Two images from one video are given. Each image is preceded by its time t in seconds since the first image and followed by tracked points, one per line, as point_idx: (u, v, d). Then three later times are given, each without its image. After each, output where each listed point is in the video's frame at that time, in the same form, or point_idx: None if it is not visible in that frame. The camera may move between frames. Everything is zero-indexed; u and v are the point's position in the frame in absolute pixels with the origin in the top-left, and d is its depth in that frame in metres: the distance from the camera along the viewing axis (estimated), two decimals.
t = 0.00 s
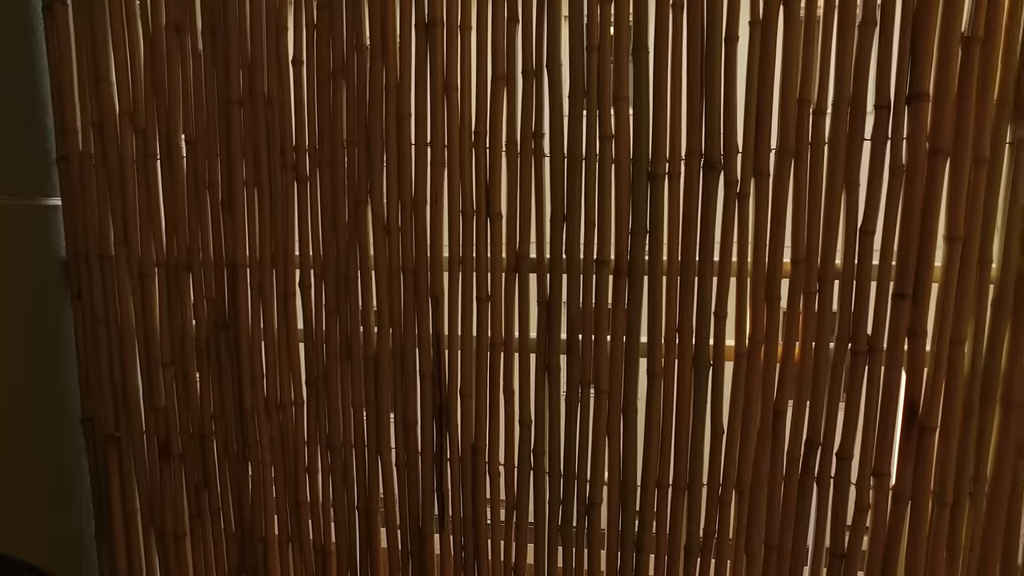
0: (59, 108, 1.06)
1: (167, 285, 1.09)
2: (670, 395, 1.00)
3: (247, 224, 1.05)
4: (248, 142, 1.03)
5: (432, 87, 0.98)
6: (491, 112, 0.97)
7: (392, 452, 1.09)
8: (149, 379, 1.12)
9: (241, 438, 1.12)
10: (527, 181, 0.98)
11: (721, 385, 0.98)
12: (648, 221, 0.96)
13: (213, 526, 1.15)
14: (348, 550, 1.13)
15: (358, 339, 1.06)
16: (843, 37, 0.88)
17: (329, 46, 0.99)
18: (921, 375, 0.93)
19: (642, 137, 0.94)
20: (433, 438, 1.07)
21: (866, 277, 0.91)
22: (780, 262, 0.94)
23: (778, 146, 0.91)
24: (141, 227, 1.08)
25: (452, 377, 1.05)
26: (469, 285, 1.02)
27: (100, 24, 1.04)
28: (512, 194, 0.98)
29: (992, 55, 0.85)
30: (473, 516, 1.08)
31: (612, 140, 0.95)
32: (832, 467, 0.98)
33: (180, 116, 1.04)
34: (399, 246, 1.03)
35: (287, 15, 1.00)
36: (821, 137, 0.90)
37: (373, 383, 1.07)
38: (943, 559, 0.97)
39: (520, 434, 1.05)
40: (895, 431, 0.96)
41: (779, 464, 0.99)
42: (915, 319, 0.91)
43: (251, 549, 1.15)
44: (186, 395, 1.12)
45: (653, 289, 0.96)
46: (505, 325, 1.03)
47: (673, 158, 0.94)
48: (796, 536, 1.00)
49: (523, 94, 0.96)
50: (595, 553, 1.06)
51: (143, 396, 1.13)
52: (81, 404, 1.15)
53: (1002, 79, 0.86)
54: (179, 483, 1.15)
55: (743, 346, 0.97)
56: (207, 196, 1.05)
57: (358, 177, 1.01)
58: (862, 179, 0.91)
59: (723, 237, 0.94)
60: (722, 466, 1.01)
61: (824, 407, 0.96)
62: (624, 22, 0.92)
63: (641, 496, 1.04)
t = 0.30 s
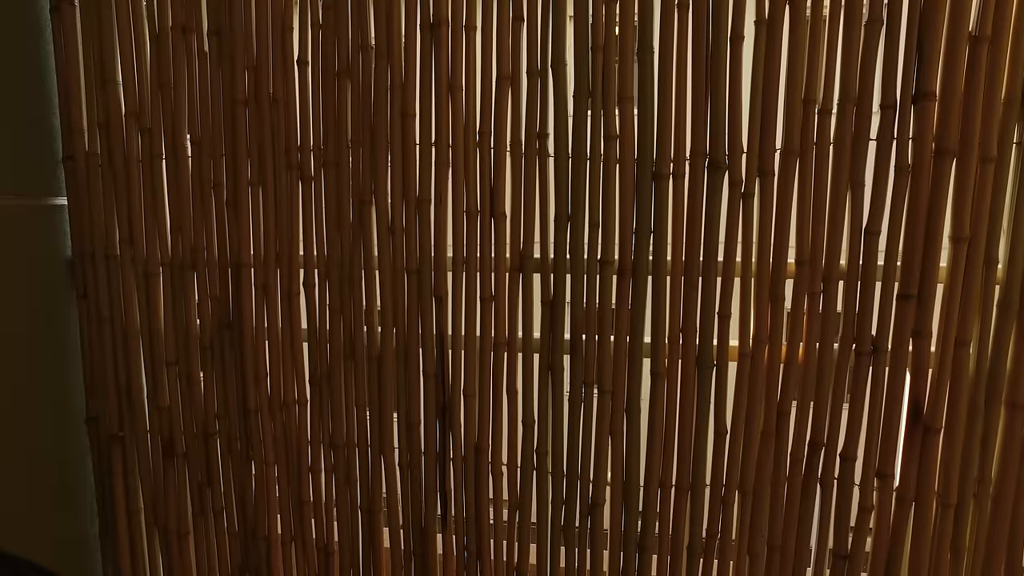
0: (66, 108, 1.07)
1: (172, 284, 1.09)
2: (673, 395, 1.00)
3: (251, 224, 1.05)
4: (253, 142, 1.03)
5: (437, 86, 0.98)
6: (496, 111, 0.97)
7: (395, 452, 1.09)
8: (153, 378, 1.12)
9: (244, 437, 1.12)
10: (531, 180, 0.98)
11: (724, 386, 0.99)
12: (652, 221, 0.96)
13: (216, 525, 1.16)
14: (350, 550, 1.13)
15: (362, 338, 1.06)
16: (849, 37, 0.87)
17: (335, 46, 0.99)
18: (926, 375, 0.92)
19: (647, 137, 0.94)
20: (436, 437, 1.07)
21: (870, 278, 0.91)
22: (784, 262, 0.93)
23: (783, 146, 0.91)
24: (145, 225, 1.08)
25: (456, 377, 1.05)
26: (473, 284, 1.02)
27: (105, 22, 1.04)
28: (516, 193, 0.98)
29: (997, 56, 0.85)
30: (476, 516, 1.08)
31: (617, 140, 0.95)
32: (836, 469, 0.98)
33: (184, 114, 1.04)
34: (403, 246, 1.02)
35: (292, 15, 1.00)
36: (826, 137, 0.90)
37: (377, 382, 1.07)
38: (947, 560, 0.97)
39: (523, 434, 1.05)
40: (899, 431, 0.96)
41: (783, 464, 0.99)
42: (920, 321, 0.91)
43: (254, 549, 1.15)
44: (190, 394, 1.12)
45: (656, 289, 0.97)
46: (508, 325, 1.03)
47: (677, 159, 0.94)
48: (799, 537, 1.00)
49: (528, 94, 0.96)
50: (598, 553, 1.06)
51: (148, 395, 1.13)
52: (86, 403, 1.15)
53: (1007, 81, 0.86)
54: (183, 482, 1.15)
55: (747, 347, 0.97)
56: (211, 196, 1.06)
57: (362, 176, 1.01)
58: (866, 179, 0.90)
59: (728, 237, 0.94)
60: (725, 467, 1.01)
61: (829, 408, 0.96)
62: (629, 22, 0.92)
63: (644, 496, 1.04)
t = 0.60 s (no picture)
0: (65, 108, 1.07)
1: (171, 283, 1.09)
2: (673, 395, 1.00)
3: (251, 224, 1.05)
4: (253, 141, 1.03)
5: (436, 86, 0.98)
6: (495, 111, 0.97)
7: (395, 452, 1.09)
8: (153, 378, 1.12)
9: (244, 436, 1.12)
10: (531, 180, 0.98)
11: (723, 386, 0.98)
12: (651, 221, 0.96)
13: (216, 525, 1.16)
14: (350, 550, 1.13)
15: (361, 338, 1.06)
16: (849, 36, 0.87)
17: (335, 46, 0.99)
18: (925, 375, 0.92)
19: (646, 137, 0.94)
20: (436, 437, 1.07)
21: (870, 278, 0.91)
22: (783, 263, 0.93)
23: (783, 147, 0.91)
24: (144, 225, 1.08)
25: (455, 377, 1.05)
26: (473, 284, 1.02)
27: (105, 22, 1.04)
28: (515, 193, 0.98)
29: (996, 56, 0.85)
30: (475, 516, 1.08)
31: (617, 140, 0.95)
32: (835, 469, 0.98)
33: (184, 114, 1.04)
34: (403, 246, 1.02)
35: (292, 15, 1.00)
36: (826, 137, 0.90)
37: (377, 382, 1.07)
38: (946, 560, 0.97)
39: (523, 434, 1.05)
40: (899, 431, 0.96)
41: (782, 464, 0.99)
42: (920, 321, 0.91)
43: (254, 549, 1.15)
44: (190, 394, 1.12)
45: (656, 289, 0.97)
46: (507, 324, 1.03)
47: (677, 158, 0.94)
48: (799, 537, 1.00)
49: (528, 94, 0.96)
50: (597, 553, 1.07)
51: (147, 395, 1.13)
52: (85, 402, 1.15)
53: (1006, 82, 0.86)
54: (183, 481, 1.15)
55: (746, 346, 0.97)
56: (210, 195, 1.06)
57: (362, 176, 1.01)
58: (865, 179, 0.90)
59: (727, 237, 0.94)
60: (725, 467, 1.01)
61: (828, 408, 0.96)
62: (629, 22, 0.92)
63: (643, 496, 1.04)
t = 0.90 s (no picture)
0: (65, 108, 1.07)
1: (171, 283, 1.09)
2: (672, 395, 1.00)
3: (251, 223, 1.05)
4: (253, 141, 1.03)
5: (436, 86, 0.98)
6: (495, 111, 0.97)
7: (394, 452, 1.09)
8: (152, 378, 1.12)
9: (243, 436, 1.12)
10: (531, 179, 0.98)
11: (722, 386, 0.98)
12: (650, 221, 0.96)
13: (215, 525, 1.16)
14: (349, 550, 1.13)
15: (361, 337, 1.06)
16: (848, 36, 0.87)
17: (335, 46, 0.99)
18: (924, 375, 0.92)
19: (646, 137, 0.94)
20: (435, 437, 1.07)
21: (869, 278, 0.91)
22: (783, 263, 0.93)
23: (782, 147, 0.91)
24: (143, 225, 1.08)
25: (454, 376, 1.05)
26: (472, 284, 1.02)
27: (105, 22, 1.04)
28: (515, 193, 0.98)
29: (996, 56, 0.85)
30: (474, 516, 1.08)
31: (616, 140, 0.95)
32: (834, 469, 0.98)
33: (184, 114, 1.04)
34: (403, 245, 1.02)
35: (292, 15, 1.00)
36: (825, 137, 0.90)
37: (376, 381, 1.07)
38: (944, 560, 0.97)
39: (522, 434, 1.05)
40: (898, 432, 0.96)
41: (782, 464, 0.99)
42: (919, 321, 0.91)
43: (253, 548, 1.15)
44: (189, 394, 1.12)
45: (656, 289, 0.97)
46: (507, 324, 1.03)
47: (676, 158, 0.94)
48: (798, 538, 1.00)
49: (528, 94, 0.96)
50: (596, 552, 1.07)
51: (146, 394, 1.13)
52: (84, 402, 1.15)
53: (1006, 81, 0.86)
54: (182, 480, 1.15)
55: (746, 346, 0.97)
56: (210, 195, 1.06)
57: (362, 176, 1.01)
58: (864, 179, 0.91)
59: (727, 237, 0.94)
60: (724, 467, 1.01)
61: (827, 408, 0.96)
62: (629, 22, 0.92)
63: (643, 496, 1.04)
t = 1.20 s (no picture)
0: (65, 108, 1.07)
1: (171, 283, 1.09)
2: (672, 395, 1.00)
3: (251, 224, 1.05)
4: (253, 141, 1.03)
5: (436, 86, 0.98)
6: (495, 111, 0.97)
7: (394, 452, 1.09)
8: (152, 378, 1.12)
9: (243, 436, 1.12)
10: (531, 179, 0.98)
11: (722, 386, 0.98)
12: (650, 220, 0.96)
13: (215, 525, 1.16)
14: (348, 550, 1.13)
15: (360, 337, 1.06)
16: (848, 36, 0.87)
17: (334, 46, 0.99)
18: (924, 375, 0.93)
19: (646, 137, 0.94)
20: (435, 437, 1.07)
21: (869, 278, 0.91)
22: (783, 263, 0.94)
23: (782, 147, 0.91)
24: (143, 224, 1.08)
25: (454, 376, 1.05)
26: (472, 284, 1.02)
27: (105, 22, 1.04)
28: (515, 193, 0.98)
29: (996, 55, 0.85)
30: (474, 516, 1.08)
31: (616, 140, 0.95)
32: (834, 469, 0.98)
33: (184, 114, 1.04)
34: (402, 245, 1.02)
35: (292, 15, 1.00)
36: (825, 137, 0.90)
37: (376, 381, 1.07)
38: (944, 560, 0.97)
39: (522, 434, 1.05)
40: (898, 432, 0.96)
41: (781, 465, 0.99)
42: (919, 321, 0.91)
43: (253, 548, 1.15)
44: (189, 394, 1.12)
45: (655, 289, 0.97)
46: (506, 324, 1.03)
47: (676, 158, 0.94)
48: (797, 538, 1.00)
49: (527, 95, 0.96)
50: (596, 553, 1.06)
51: (146, 395, 1.13)
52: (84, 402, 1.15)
53: (1006, 81, 0.86)
54: (181, 480, 1.15)
55: (745, 347, 0.97)
56: (210, 195, 1.06)
57: (361, 177, 1.01)
58: (864, 180, 0.90)
59: (726, 237, 0.94)
60: (723, 467, 1.01)
61: (827, 408, 0.96)
62: (629, 21, 0.92)
63: (642, 497, 1.04)
